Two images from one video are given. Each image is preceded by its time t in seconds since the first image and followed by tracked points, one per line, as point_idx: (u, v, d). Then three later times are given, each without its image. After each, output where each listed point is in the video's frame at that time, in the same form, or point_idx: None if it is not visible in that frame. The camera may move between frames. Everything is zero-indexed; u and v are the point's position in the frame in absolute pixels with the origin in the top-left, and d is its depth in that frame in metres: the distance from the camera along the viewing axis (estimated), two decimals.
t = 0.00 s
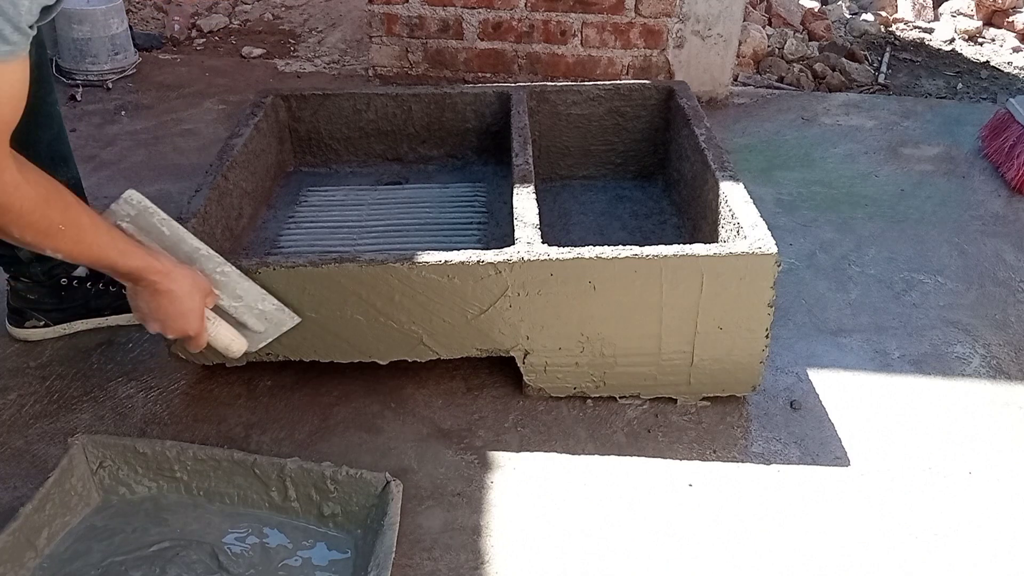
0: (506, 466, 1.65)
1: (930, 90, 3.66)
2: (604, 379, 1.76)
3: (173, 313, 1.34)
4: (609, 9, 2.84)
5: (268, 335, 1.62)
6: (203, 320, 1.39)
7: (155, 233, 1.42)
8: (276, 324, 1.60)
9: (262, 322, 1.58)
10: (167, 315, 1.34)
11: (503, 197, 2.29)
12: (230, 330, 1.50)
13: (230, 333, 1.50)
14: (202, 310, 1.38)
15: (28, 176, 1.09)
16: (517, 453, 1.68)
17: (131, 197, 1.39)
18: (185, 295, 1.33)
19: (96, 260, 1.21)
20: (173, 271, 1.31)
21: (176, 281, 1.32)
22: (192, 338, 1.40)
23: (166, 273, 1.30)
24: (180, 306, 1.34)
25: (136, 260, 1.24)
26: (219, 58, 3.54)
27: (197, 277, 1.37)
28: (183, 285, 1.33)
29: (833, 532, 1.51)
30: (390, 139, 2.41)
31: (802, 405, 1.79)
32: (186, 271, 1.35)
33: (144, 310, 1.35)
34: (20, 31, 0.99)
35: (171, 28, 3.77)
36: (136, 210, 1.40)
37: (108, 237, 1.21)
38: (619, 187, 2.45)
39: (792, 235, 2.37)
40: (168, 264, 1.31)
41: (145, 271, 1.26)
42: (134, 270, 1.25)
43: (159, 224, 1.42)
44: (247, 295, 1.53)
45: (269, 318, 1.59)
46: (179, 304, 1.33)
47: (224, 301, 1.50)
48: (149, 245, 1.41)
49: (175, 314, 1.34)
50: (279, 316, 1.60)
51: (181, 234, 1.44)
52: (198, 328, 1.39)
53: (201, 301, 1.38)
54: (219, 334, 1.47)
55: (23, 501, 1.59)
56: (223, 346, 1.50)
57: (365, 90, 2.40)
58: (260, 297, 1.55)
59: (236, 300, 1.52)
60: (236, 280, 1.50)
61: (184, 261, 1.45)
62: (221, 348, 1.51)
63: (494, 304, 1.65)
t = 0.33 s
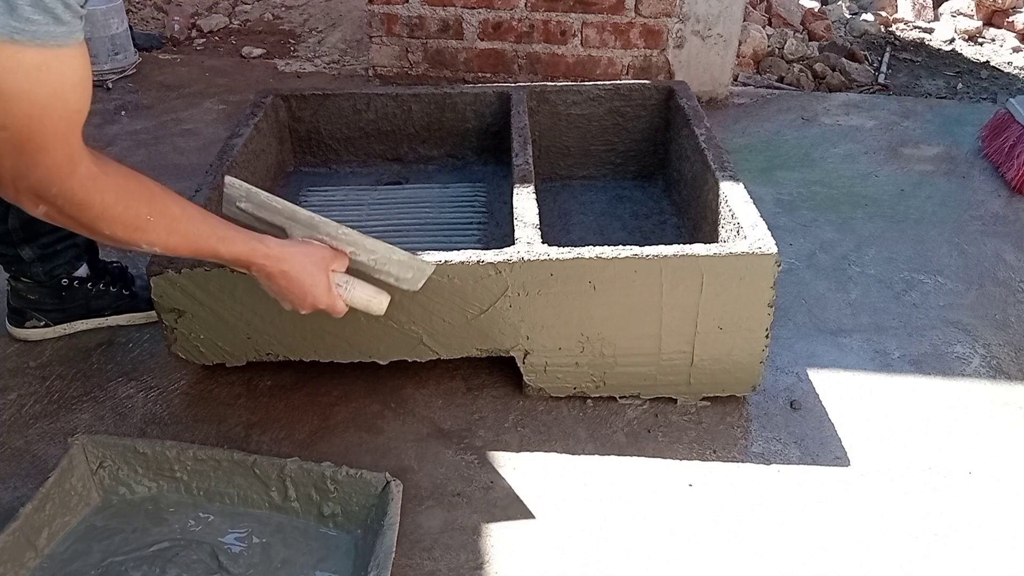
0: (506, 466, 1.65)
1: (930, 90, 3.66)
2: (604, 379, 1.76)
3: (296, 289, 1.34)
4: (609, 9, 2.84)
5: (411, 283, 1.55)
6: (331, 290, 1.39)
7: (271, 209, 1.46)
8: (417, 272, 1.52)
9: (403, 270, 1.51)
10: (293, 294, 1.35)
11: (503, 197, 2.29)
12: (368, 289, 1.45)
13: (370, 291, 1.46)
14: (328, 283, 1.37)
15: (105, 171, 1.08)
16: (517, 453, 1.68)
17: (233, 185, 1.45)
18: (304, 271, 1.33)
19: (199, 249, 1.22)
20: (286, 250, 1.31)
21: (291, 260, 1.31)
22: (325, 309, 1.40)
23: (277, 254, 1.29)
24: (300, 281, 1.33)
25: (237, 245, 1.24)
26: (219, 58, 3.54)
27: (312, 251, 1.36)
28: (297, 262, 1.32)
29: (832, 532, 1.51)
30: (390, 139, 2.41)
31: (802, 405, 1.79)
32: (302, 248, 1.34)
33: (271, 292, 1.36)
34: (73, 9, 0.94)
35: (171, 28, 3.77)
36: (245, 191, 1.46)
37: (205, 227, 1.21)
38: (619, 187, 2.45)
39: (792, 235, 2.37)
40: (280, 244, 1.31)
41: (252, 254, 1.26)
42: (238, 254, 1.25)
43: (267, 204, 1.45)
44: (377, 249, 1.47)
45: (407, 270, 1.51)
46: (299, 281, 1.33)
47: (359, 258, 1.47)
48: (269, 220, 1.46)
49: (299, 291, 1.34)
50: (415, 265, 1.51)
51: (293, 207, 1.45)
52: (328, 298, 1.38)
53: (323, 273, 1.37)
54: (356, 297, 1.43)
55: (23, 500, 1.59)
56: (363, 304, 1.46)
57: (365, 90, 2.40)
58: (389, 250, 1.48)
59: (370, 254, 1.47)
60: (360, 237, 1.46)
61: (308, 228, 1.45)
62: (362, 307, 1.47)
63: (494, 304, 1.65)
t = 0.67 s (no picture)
0: (506, 466, 1.65)
1: (930, 90, 3.66)
2: (604, 379, 1.76)
3: (155, 266, 1.33)
4: (609, 9, 2.84)
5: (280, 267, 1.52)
6: (194, 269, 1.37)
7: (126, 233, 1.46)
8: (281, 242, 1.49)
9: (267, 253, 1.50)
10: (151, 272, 1.33)
11: (503, 197, 2.29)
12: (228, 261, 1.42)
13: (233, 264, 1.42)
14: (187, 259, 1.36)
15: None
16: (517, 453, 1.68)
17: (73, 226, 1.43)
18: (164, 247, 1.33)
19: (57, 222, 1.21)
20: (145, 225, 1.32)
21: (154, 236, 1.32)
22: (191, 293, 1.38)
23: (134, 228, 1.30)
24: (159, 258, 1.32)
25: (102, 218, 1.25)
26: (219, 58, 3.54)
27: (173, 233, 1.36)
28: (154, 238, 1.32)
29: (831, 532, 1.51)
30: (390, 139, 2.41)
31: (802, 405, 1.79)
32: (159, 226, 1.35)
33: (127, 275, 1.34)
34: None
35: (171, 28, 3.77)
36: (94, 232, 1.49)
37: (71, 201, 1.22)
38: (619, 187, 2.45)
39: (792, 235, 2.37)
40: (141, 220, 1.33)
41: (116, 226, 1.27)
42: (95, 226, 1.25)
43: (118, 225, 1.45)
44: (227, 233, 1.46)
45: (272, 240, 1.48)
46: (160, 256, 1.32)
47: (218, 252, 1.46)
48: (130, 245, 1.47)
49: (158, 269, 1.33)
50: (275, 225, 1.47)
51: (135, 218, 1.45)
52: (189, 274, 1.36)
53: (181, 251, 1.36)
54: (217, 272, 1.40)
55: (23, 500, 1.59)
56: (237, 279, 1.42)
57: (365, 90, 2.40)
58: (241, 229, 1.46)
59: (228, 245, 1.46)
60: (211, 225, 1.45)
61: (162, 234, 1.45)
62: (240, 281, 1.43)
63: (494, 304, 1.65)
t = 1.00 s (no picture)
0: (505, 466, 1.65)
1: (930, 91, 3.66)
2: (604, 379, 1.76)
3: (114, 187, 1.33)
4: (609, 9, 2.84)
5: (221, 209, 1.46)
6: (151, 187, 1.37)
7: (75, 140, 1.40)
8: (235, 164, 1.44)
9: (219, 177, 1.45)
10: (111, 194, 1.33)
11: (503, 197, 2.29)
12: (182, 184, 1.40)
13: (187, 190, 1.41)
14: (144, 179, 1.36)
15: None
16: (517, 453, 1.68)
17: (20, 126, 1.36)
18: (121, 168, 1.33)
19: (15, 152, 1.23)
20: (102, 145, 1.32)
21: (109, 156, 1.32)
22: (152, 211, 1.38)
23: (92, 150, 1.30)
24: (116, 178, 1.33)
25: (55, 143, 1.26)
26: (219, 58, 3.54)
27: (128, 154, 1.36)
28: (112, 160, 1.32)
29: (831, 532, 1.51)
30: (390, 139, 2.41)
31: (802, 405, 1.79)
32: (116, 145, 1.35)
33: (86, 199, 1.34)
34: None
35: (171, 28, 3.77)
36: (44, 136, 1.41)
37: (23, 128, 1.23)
38: (619, 187, 2.45)
39: (792, 235, 2.37)
40: (97, 140, 1.32)
41: (71, 149, 1.27)
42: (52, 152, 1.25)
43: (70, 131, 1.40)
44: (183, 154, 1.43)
45: (226, 168, 1.44)
46: (119, 175, 1.32)
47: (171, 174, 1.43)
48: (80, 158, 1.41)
49: (117, 191, 1.33)
50: (232, 153, 1.44)
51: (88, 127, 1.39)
52: (148, 193, 1.36)
53: (139, 170, 1.36)
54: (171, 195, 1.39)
55: (23, 500, 1.59)
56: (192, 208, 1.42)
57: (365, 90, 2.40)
58: (196, 153, 1.43)
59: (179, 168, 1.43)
60: (166, 146, 1.42)
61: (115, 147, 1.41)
62: (191, 208, 1.42)
63: (493, 304, 1.65)
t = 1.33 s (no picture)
0: (505, 466, 1.65)
1: (930, 90, 3.66)
2: (604, 379, 1.76)
3: (96, 304, 1.34)
4: (609, 9, 2.84)
5: (210, 332, 1.65)
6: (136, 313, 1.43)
7: (98, 221, 1.43)
8: (212, 325, 1.63)
9: (197, 321, 1.60)
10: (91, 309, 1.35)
11: (503, 197, 2.30)
12: (163, 328, 1.49)
13: (164, 333, 1.50)
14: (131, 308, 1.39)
15: None
16: (517, 453, 1.68)
17: (68, 182, 1.40)
18: (114, 291, 1.35)
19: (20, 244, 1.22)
20: (104, 265, 1.33)
21: (105, 274, 1.33)
22: (118, 333, 1.41)
23: (95, 267, 1.31)
24: (105, 301, 1.34)
25: (60, 246, 1.26)
26: (219, 58, 3.54)
27: (128, 273, 1.38)
28: (111, 279, 1.34)
29: (831, 532, 1.51)
30: (390, 139, 2.41)
31: (802, 405, 1.79)
32: (119, 267, 1.37)
33: (68, 301, 1.35)
34: None
35: (171, 28, 3.77)
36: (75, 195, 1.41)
37: (35, 222, 1.22)
38: (619, 187, 2.45)
39: (792, 235, 2.37)
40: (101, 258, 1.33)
41: (71, 258, 1.27)
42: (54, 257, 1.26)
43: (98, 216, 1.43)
44: (187, 293, 1.54)
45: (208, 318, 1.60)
46: (106, 297, 1.34)
47: (164, 296, 1.52)
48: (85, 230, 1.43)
49: (100, 308, 1.35)
50: (215, 317, 1.62)
51: (122, 225, 1.45)
52: (127, 322, 1.40)
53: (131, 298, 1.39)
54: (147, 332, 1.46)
55: (23, 500, 1.59)
56: (154, 344, 1.49)
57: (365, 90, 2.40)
58: (195, 301, 1.57)
59: (176, 295, 1.53)
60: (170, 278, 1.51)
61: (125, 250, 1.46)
62: (150, 346, 1.49)
63: (493, 304, 1.65)
